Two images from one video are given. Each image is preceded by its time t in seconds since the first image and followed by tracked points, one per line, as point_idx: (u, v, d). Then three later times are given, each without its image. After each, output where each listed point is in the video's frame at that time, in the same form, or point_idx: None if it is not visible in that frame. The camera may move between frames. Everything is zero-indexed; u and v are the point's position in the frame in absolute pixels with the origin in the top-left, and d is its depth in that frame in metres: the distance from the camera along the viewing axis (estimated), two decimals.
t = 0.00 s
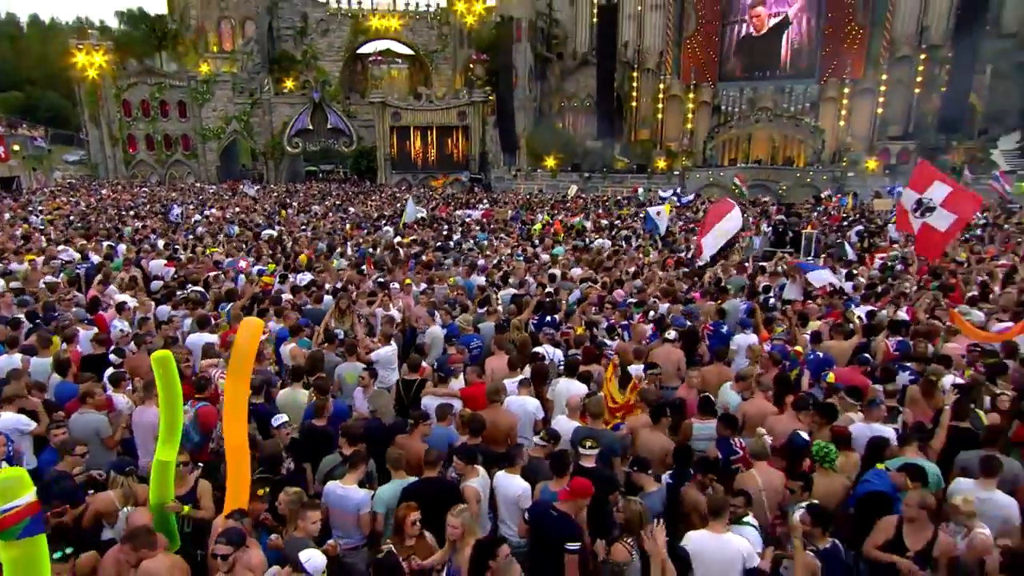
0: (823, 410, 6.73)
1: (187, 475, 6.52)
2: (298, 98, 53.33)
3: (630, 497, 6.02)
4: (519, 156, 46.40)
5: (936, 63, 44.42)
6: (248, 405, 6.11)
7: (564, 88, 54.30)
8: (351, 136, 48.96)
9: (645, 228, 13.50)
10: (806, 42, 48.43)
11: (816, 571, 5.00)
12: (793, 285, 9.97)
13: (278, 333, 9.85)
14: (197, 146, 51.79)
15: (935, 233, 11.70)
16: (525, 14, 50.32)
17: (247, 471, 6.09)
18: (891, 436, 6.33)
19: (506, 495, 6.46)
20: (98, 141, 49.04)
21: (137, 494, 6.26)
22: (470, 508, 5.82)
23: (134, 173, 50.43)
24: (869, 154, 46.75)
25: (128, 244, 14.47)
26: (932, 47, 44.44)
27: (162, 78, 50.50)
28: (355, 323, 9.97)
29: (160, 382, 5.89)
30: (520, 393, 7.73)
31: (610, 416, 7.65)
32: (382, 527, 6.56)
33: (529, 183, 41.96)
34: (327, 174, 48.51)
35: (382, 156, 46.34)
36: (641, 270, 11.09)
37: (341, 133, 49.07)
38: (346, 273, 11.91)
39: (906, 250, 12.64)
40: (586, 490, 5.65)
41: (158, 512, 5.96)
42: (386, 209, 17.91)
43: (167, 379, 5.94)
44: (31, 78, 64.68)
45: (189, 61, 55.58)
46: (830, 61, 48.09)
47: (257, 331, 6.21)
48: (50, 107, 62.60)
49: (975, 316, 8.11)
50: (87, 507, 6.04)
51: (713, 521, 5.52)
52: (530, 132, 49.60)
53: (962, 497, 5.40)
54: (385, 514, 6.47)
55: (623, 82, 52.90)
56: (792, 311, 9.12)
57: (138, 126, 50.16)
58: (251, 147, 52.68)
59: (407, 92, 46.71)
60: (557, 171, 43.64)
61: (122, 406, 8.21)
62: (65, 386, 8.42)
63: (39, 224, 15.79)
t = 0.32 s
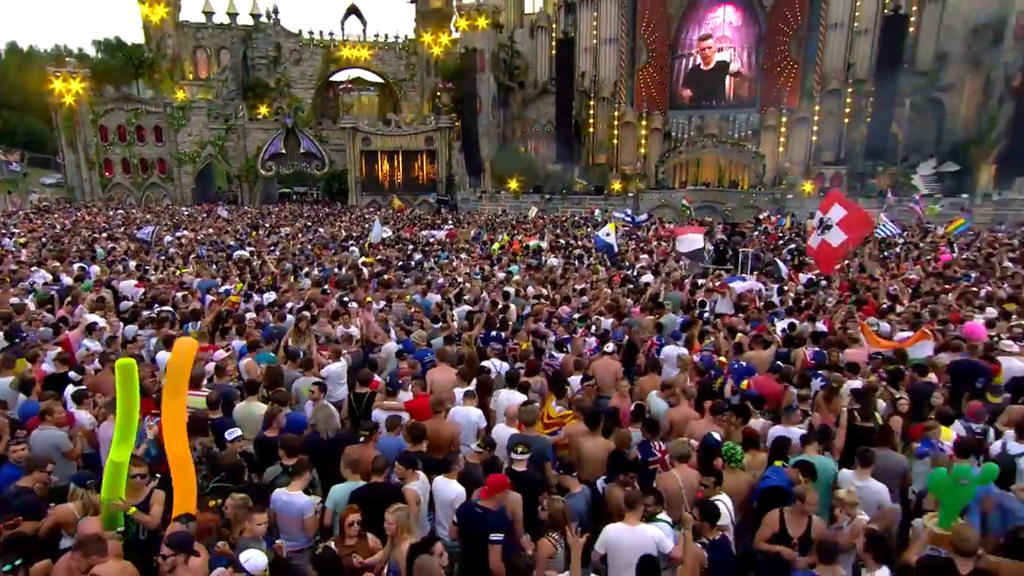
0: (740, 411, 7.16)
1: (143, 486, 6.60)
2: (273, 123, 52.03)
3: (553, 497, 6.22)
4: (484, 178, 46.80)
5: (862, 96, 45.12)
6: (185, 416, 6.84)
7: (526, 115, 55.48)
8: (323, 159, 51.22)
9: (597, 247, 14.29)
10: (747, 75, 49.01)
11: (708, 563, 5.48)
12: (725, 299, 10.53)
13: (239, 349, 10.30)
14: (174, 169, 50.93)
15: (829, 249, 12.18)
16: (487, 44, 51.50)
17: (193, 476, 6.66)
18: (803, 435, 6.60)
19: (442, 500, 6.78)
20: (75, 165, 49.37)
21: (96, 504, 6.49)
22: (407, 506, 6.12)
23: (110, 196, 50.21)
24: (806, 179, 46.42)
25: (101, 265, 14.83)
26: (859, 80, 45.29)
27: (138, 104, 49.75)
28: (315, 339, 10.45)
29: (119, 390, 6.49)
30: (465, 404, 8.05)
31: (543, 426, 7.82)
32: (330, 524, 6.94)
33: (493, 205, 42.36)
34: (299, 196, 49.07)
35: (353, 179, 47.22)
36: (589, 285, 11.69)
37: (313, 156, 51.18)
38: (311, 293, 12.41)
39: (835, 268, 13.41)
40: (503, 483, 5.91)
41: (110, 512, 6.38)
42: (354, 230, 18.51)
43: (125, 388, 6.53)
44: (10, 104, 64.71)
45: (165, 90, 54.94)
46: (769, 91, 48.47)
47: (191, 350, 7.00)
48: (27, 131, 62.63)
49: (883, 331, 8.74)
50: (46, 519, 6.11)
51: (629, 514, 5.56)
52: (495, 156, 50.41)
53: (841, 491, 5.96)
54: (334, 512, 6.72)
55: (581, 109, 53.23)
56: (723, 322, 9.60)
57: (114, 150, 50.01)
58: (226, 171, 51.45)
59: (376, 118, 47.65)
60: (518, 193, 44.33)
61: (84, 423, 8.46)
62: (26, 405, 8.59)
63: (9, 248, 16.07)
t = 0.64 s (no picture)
0: (672, 413, 7.66)
1: (101, 497, 6.74)
2: (249, 146, 52.49)
3: (488, 498, 6.46)
4: (453, 198, 47.22)
5: (803, 123, 46.95)
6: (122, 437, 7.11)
7: (493, 138, 53.72)
8: (298, 180, 50.61)
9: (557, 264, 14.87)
10: (697, 102, 51.10)
11: (626, 559, 5.96)
12: (668, 313, 11.10)
13: (205, 364, 10.66)
14: (150, 190, 50.96)
15: (746, 263, 12.13)
16: (454, 71, 48.34)
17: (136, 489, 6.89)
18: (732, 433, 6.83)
19: (391, 507, 6.97)
20: (52, 186, 49.49)
21: (56, 514, 6.50)
22: (351, 508, 6.08)
23: (86, 217, 50.06)
24: (754, 199, 46.76)
25: (73, 284, 15.11)
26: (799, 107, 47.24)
27: (115, 127, 49.66)
28: (279, 355, 10.86)
29: (71, 410, 6.74)
30: (414, 414, 8.29)
31: (488, 435, 8.10)
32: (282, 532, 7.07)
33: (462, 225, 42.76)
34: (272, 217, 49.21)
35: (327, 200, 47.15)
36: (544, 299, 12.24)
37: (288, 178, 50.61)
38: (278, 311, 12.81)
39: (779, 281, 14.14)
40: (436, 484, 6.28)
41: (69, 524, 6.46)
42: (325, 250, 19.01)
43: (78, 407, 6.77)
44: None
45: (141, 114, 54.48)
46: (720, 116, 50.63)
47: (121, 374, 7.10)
48: (4, 152, 62.41)
49: (803, 341, 9.17)
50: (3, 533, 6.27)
51: (550, 509, 5.91)
52: (462, 177, 49.19)
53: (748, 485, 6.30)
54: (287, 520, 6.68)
55: (543, 133, 51.28)
56: (666, 332, 10.02)
57: (92, 171, 49.99)
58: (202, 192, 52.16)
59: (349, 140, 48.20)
60: (487, 212, 45.05)
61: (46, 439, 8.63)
62: None
63: None
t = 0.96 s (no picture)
0: (616, 419, 8.03)
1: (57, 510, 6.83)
2: (226, 166, 52.06)
3: (432, 505, 6.81)
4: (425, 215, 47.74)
5: (754, 147, 48.91)
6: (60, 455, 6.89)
7: (464, 159, 55.31)
8: (274, 200, 51.65)
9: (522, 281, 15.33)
10: (656, 126, 51.48)
11: (565, 558, 6.09)
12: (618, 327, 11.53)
13: (174, 380, 10.88)
14: (128, 209, 51.09)
15: (695, 280, 12.60)
16: (426, 95, 49.33)
17: (75, 499, 6.74)
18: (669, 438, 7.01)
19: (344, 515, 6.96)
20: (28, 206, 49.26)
21: (12, 526, 6.66)
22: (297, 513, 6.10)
23: (62, 235, 49.81)
24: (710, 218, 48.78)
25: (44, 302, 15.25)
26: (750, 132, 48.44)
27: (93, 147, 49.70)
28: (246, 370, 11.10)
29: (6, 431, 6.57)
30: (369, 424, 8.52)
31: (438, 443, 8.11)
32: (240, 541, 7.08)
33: (433, 242, 43.39)
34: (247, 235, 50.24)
35: (301, 218, 47.67)
36: (506, 314, 12.70)
37: (265, 198, 51.70)
38: (248, 328, 13.13)
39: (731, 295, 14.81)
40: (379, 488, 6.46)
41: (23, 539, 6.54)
42: (298, 268, 19.40)
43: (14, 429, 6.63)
44: None
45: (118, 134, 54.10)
46: (677, 140, 50.80)
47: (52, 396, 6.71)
48: None
49: (740, 352, 9.63)
50: None
51: (488, 512, 6.14)
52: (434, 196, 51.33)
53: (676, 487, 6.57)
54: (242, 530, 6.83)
55: (512, 155, 52.59)
56: (616, 344, 10.37)
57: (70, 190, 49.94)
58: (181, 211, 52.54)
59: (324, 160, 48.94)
60: (457, 231, 45.76)
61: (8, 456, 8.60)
62: None
63: None
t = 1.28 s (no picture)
0: (570, 427, 8.43)
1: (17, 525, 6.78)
2: (206, 185, 52.37)
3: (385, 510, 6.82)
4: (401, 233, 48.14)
5: (715, 168, 50.27)
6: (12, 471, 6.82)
7: (439, 179, 56.05)
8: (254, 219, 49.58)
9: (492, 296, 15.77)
10: (623, 148, 52.56)
11: (515, 555, 6.24)
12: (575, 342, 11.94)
13: (146, 396, 10.99)
14: (107, 227, 50.97)
15: (656, 291, 13.10)
16: (403, 118, 49.60)
17: (28, 510, 6.59)
18: (615, 445, 7.21)
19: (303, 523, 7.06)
20: (6, 224, 48.90)
21: None
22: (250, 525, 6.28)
23: (39, 253, 49.50)
24: (673, 236, 49.93)
25: (18, 319, 15.36)
26: (712, 154, 50.20)
27: (72, 166, 49.61)
28: (217, 385, 11.31)
29: None
30: (331, 436, 8.77)
31: (388, 452, 8.20)
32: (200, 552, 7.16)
33: (409, 259, 43.91)
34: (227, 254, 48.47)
35: (280, 236, 48.13)
36: (472, 329, 13.10)
37: (244, 216, 49.69)
38: (221, 345, 13.37)
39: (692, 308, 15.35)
40: (332, 498, 6.64)
41: None
42: (274, 285, 19.69)
43: None
44: None
45: (99, 153, 54.19)
46: (642, 162, 51.98)
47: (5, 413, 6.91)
48: None
49: (690, 363, 10.08)
50: None
51: (438, 515, 6.29)
52: (411, 215, 51.92)
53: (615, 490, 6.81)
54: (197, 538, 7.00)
55: (484, 175, 53.26)
56: (574, 356, 10.75)
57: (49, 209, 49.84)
58: (160, 229, 52.18)
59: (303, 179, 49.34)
60: (432, 248, 46.37)
61: None
62: None
63: None
